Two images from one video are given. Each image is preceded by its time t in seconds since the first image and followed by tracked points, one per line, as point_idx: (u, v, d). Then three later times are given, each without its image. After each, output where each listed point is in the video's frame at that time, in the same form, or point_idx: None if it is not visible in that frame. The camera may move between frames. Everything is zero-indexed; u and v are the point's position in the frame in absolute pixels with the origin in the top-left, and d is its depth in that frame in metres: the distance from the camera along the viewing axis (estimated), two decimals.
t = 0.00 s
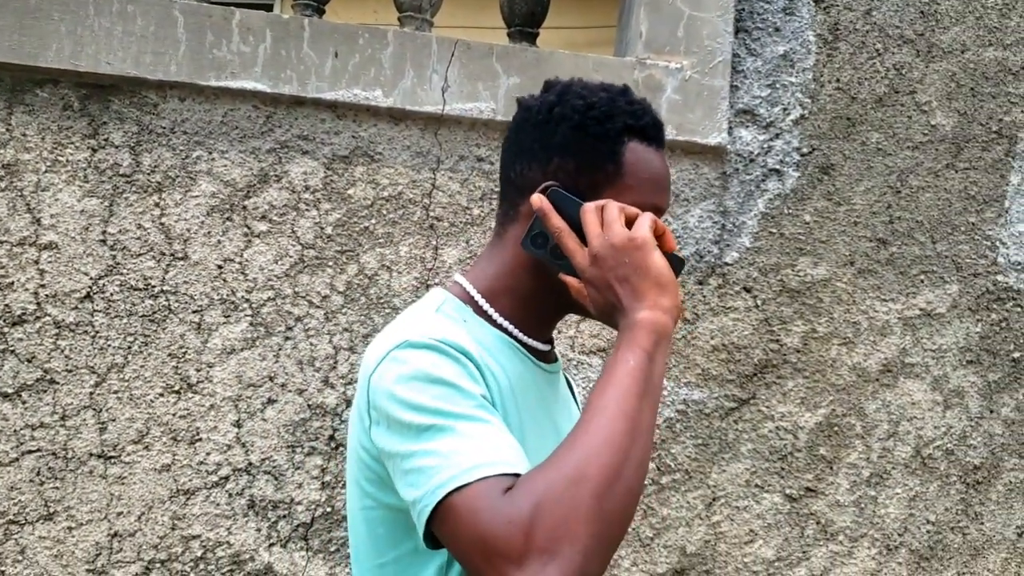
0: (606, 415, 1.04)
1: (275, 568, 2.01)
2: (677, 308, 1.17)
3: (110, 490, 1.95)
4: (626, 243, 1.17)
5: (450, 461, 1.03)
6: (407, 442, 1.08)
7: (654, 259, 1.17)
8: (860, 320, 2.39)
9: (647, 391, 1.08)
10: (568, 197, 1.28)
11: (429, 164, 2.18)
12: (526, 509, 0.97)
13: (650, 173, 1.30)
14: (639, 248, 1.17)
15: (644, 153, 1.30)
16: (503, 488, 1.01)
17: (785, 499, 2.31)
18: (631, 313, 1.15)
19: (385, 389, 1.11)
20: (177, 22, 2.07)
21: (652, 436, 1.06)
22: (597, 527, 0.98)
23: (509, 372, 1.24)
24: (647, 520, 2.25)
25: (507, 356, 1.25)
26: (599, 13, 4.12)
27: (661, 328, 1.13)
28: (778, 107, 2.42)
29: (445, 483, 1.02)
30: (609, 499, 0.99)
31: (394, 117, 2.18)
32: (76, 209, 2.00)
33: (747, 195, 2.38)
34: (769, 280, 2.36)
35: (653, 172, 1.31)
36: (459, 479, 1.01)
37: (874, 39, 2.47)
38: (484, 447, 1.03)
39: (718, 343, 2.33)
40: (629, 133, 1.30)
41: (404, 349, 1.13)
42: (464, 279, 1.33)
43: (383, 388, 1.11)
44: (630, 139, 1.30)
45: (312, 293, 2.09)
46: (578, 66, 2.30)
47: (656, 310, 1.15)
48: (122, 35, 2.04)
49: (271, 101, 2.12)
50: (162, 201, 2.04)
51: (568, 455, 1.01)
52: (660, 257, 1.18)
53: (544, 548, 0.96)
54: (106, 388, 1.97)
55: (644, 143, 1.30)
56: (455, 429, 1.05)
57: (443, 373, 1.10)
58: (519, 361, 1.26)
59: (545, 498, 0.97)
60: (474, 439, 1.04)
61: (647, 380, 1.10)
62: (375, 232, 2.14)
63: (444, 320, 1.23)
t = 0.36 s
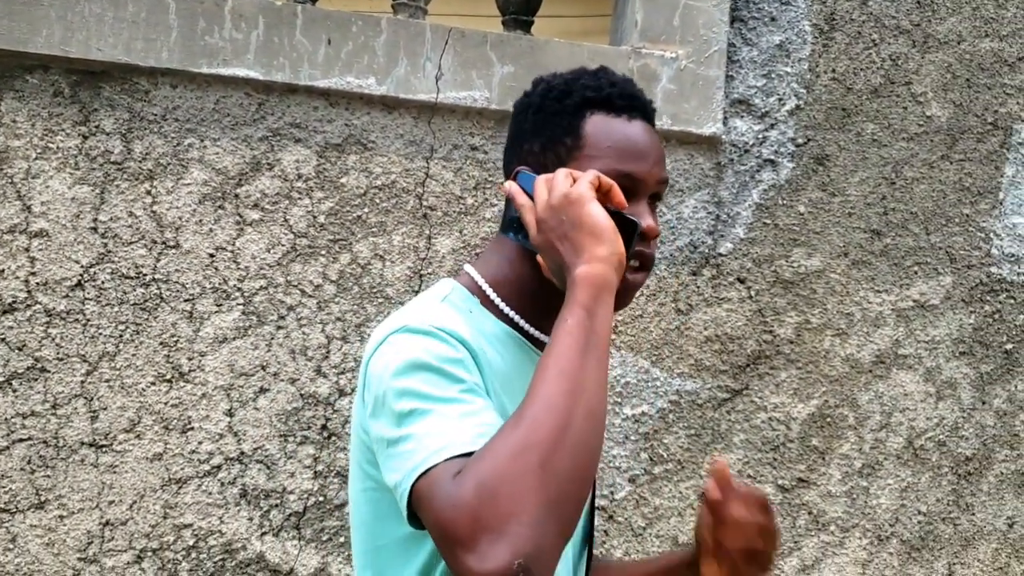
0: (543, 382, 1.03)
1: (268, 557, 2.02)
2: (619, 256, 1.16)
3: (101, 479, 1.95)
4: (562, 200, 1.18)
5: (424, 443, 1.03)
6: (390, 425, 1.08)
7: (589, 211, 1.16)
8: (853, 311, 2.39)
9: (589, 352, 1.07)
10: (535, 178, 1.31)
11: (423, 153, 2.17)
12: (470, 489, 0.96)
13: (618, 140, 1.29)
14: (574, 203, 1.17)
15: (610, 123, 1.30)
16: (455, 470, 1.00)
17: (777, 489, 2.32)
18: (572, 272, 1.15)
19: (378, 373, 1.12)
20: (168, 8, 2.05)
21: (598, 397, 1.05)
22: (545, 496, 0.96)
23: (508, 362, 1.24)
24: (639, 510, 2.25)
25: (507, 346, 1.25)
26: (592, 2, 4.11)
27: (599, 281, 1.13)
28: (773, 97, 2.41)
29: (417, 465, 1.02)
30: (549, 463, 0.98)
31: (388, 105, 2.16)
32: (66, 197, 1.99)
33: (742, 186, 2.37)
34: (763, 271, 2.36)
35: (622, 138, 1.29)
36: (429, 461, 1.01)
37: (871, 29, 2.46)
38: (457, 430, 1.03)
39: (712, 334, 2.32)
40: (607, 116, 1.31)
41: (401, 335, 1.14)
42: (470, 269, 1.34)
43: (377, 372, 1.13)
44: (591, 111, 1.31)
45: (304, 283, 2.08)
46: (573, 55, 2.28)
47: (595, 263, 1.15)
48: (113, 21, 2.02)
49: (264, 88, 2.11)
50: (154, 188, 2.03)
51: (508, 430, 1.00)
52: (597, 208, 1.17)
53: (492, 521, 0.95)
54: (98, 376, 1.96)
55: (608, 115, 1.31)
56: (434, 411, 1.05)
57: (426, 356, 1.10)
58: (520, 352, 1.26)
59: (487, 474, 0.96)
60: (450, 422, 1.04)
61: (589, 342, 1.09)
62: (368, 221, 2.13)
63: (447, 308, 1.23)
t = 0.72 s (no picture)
0: (492, 372, 1.03)
1: (262, 545, 2.02)
2: (574, 246, 1.16)
3: (95, 467, 1.95)
4: (516, 184, 1.17)
5: (362, 433, 1.00)
6: (327, 415, 1.06)
7: (544, 199, 1.15)
8: (851, 301, 2.38)
9: (540, 344, 1.07)
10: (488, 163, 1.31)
11: (420, 141, 2.16)
12: (415, 477, 0.94)
13: (578, 130, 1.27)
14: (529, 189, 1.16)
15: (572, 112, 1.28)
16: (398, 460, 0.98)
17: (773, 480, 2.31)
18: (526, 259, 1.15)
19: (315, 361, 1.10)
20: None
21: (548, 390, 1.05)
22: (492, 487, 0.96)
23: (451, 354, 1.23)
24: (634, 500, 2.24)
25: (450, 338, 1.23)
26: None
27: (554, 270, 1.13)
28: (772, 86, 2.40)
29: (355, 455, 0.99)
30: (496, 453, 0.97)
31: (383, 93, 2.15)
32: (60, 183, 1.97)
33: (740, 175, 2.36)
34: (761, 261, 2.34)
35: (583, 129, 1.27)
36: (368, 450, 0.99)
37: (871, 18, 2.44)
38: (399, 419, 1.01)
39: (709, 323, 2.31)
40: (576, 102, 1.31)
41: (338, 323, 1.11)
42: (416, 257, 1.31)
43: (315, 360, 1.10)
44: (553, 99, 1.30)
45: (299, 270, 2.07)
46: (570, 42, 2.26)
47: (549, 250, 1.14)
48: (107, 7, 2.01)
49: (259, 75, 2.09)
50: (148, 175, 2.02)
51: (455, 420, 0.98)
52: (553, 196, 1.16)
53: (437, 513, 0.93)
54: (92, 364, 1.96)
55: (570, 104, 1.29)
56: (374, 400, 1.03)
57: (366, 343, 1.08)
58: (465, 345, 1.25)
59: (433, 463, 0.94)
60: (390, 410, 1.02)
61: (541, 334, 1.08)
62: (363, 209, 2.12)
63: (389, 297, 1.21)
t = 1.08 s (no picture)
0: (476, 386, 1.00)
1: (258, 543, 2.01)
2: (559, 261, 1.12)
3: (91, 464, 1.94)
4: (498, 196, 1.12)
5: (324, 447, 0.99)
6: (283, 427, 1.04)
7: (529, 213, 1.11)
8: (852, 301, 2.36)
9: (524, 360, 1.04)
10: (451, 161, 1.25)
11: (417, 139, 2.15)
12: (393, 496, 0.93)
13: (542, 135, 1.25)
14: (512, 202, 1.12)
15: (537, 116, 1.26)
16: (372, 475, 0.97)
17: (773, 480, 2.29)
18: (510, 274, 1.10)
19: (265, 372, 1.07)
20: None
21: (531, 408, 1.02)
22: (471, 507, 0.94)
23: (402, 352, 1.23)
24: (632, 500, 2.23)
25: (401, 335, 1.24)
26: None
27: (541, 288, 1.09)
28: (773, 84, 2.38)
29: (318, 469, 0.98)
30: (479, 474, 0.95)
31: (381, 90, 2.15)
32: (57, 180, 1.97)
33: (740, 173, 2.35)
34: (761, 259, 2.33)
35: (548, 134, 1.25)
36: (334, 465, 0.98)
37: (873, 15, 2.43)
38: (361, 432, 1.00)
39: (708, 322, 2.30)
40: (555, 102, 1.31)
41: (285, 329, 1.09)
42: (357, 254, 1.31)
43: (264, 370, 1.07)
44: (518, 100, 1.27)
45: (296, 268, 2.07)
46: (569, 39, 2.25)
47: (534, 268, 1.10)
48: (105, 3, 2.00)
49: (256, 72, 2.09)
50: (145, 172, 2.01)
51: (435, 437, 0.96)
52: (537, 210, 1.12)
53: (414, 533, 0.92)
54: (88, 361, 1.96)
55: (535, 107, 1.27)
56: (335, 412, 1.02)
57: (320, 352, 1.06)
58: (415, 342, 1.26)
59: (411, 483, 0.93)
60: (349, 421, 1.01)
61: (525, 350, 1.05)
62: (360, 207, 2.12)
63: (333, 298, 1.20)
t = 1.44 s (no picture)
0: (477, 398, 0.99)
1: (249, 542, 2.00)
2: (565, 288, 1.12)
3: (81, 462, 1.94)
4: (514, 218, 1.10)
5: (318, 443, 0.98)
6: (277, 421, 1.03)
7: (540, 239, 1.10)
8: (847, 300, 2.35)
9: (523, 375, 1.03)
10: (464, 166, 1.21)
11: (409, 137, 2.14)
12: (383, 497, 0.92)
13: (556, 161, 1.25)
14: (527, 225, 1.10)
15: (553, 140, 1.26)
16: (366, 472, 0.96)
17: (767, 480, 2.28)
18: (516, 293, 1.09)
19: (263, 367, 1.06)
20: None
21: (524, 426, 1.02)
22: (461, 516, 0.93)
23: (396, 349, 1.22)
24: (626, 499, 2.21)
25: (394, 332, 1.23)
26: None
27: (545, 311, 1.08)
28: (768, 82, 2.37)
29: (310, 465, 0.97)
30: (471, 485, 0.94)
31: (373, 88, 2.14)
32: (48, 177, 1.97)
33: (735, 172, 2.34)
34: (756, 258, 2.32)
35: (561, 161, 1.26)
36: (329, 462, 0.97)
37: (869, 13, 2.42)
38: (355, 432, 0.99)
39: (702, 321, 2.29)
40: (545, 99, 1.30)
41: (283, 325, 1.09)
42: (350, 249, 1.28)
43: (263, 364, 1.07)
44: (537, 121, 1.26)
45: (288, 266, 2.06)
46: (562, 37, 2.23)
47: (542, 292, 1.09)
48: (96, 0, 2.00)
49: (248, 70, 2.08)
50: (136, 170, 2.01)
51: (433, 442, 0.95)
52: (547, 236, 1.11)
53: (400, 536, 0.91)
54: (78, 359, 1.95)
55: (551, 131, 1.26)
56: (330, 410, 1.01)
57: (317, 349, 1.06)
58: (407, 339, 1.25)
59: (402, 486, 0.92)
60: (345, 419, 1.00)
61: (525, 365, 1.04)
62: (352, 205, 2.11)
63: (326, 295, 1.19)
